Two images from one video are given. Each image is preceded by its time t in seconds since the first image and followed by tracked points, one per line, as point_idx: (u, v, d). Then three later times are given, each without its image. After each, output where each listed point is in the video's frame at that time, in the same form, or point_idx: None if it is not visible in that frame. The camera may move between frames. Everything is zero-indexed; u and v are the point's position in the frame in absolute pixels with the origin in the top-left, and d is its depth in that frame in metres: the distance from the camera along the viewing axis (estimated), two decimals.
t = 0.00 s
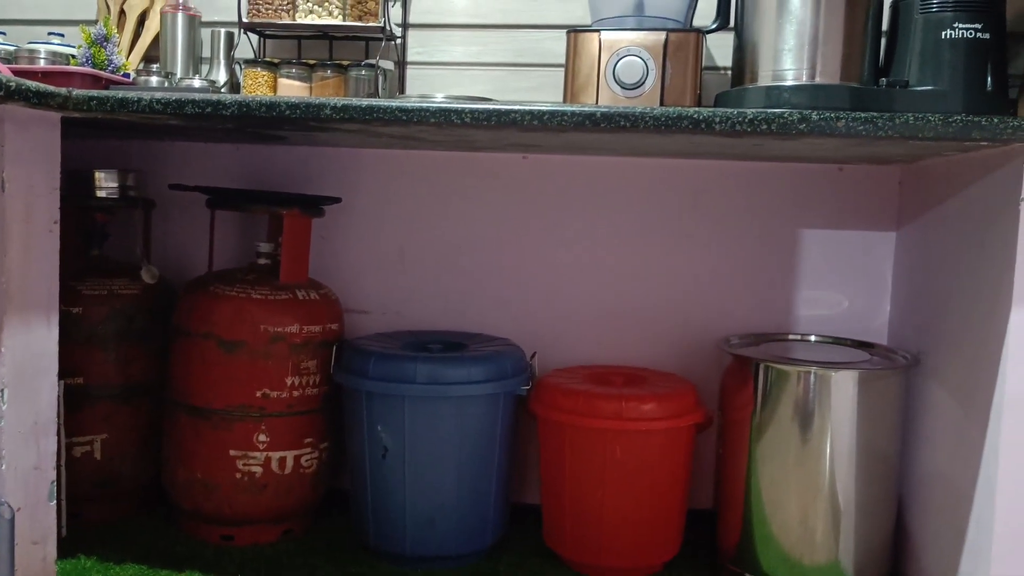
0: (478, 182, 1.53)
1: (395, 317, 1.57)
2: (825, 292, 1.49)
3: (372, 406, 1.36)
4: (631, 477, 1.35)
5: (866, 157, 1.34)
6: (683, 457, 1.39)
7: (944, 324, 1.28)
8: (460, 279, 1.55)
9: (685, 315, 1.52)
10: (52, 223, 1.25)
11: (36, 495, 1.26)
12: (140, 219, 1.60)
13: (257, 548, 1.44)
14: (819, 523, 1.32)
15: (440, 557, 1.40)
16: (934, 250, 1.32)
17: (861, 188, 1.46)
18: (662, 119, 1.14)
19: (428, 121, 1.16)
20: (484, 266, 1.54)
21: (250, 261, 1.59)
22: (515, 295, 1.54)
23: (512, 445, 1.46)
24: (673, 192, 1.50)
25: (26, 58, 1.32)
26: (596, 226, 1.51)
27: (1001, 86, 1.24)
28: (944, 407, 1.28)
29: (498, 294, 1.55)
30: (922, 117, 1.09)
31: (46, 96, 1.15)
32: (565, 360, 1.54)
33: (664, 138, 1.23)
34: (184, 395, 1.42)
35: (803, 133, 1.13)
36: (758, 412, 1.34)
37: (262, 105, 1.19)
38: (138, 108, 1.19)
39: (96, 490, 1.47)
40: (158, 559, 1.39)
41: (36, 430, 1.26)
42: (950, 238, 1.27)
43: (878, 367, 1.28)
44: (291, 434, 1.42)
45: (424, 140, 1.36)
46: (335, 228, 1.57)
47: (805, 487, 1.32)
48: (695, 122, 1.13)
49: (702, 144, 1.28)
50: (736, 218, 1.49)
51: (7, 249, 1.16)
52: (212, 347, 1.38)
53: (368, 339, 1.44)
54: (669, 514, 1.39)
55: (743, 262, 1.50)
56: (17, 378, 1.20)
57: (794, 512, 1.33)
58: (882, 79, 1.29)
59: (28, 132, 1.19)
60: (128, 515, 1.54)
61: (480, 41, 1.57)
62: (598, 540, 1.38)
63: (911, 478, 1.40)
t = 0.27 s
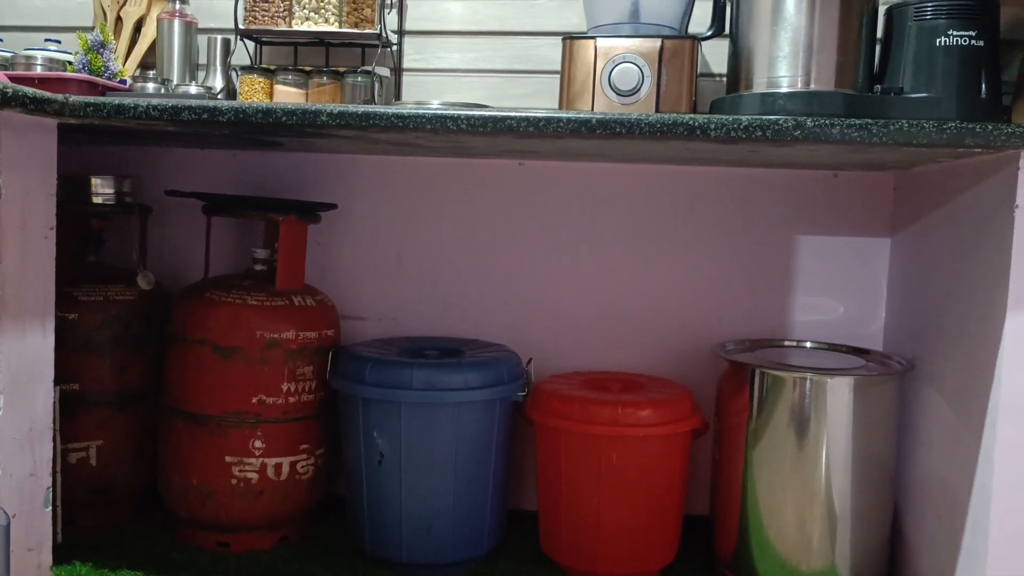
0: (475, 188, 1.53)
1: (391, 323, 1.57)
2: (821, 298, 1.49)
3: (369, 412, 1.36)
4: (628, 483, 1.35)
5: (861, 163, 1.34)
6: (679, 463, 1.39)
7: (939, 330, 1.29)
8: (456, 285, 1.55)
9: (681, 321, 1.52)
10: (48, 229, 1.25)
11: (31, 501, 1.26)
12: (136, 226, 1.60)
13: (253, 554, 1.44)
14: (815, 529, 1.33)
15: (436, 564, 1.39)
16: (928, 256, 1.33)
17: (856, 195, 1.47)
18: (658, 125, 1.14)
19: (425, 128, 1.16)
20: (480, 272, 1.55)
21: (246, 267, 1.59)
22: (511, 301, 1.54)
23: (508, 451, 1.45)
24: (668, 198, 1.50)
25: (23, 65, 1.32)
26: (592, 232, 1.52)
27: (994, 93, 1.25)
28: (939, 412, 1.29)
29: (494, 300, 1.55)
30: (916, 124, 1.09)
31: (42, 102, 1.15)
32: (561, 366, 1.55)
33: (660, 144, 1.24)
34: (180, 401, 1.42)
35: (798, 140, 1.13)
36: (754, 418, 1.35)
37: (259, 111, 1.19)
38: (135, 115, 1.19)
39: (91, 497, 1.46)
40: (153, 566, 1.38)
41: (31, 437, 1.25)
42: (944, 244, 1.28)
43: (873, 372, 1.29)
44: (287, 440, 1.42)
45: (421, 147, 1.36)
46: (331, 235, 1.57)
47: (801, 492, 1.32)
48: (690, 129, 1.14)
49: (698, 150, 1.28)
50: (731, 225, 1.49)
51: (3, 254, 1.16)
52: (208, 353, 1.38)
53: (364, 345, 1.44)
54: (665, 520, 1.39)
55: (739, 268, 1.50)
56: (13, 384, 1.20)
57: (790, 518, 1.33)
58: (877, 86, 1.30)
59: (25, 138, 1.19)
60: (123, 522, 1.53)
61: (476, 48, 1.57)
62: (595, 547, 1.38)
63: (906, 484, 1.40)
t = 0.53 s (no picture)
0: (475, 194, 1.53)
1: (391, 329, 1.57)
2: (822, 304, 1.49)
3: (369, 418, 1.35)
4: (628, 490, 1.34)
5: (861, 170, 1.34)
6: (680, 470, 1.38)
7: (941, 337, 1.28)
8: (456, 291, 1.55)
9: (682, 327, 1.51)
10: (48, 235, 1.25)
11: (29, 508, 1.25)
12: (136, 232, 1.60)
13: (252, 561, 1.43)
14: (817, 536, 1.32)
15: (436, 571, 1.39)
16: (930, 263, 1.33)
17: (857, 201, 1.46)
18: (659, 132, 1.14)
19: (426, 134, 1.16)
20: (481, 278, 1.54)
21: (246, 273, 1.59)
22: (511, 307, 1.54)
23: (508, 458, 1.45)
24: (669, 204, 1.50)
25: (23, 69, 1.31)
26: (593, 238, 1.51)
27: (996, 100, 1.25)
28: (940, 419, 1.28)
29: (495, 306, 1.54)
30: (918, 130, 1.09)
31: (43, 108, 1.14)
32: (562, 372, 1.54)
33: (661, 150, 1.23)
34: (179, 407, 1.41)
35: (799, 147, 1.13)
36: (755, 425, 1.34)
37: (259, 117, 1.18)
38: (136, 121, 1.18)
39: (89, 503, 1.45)
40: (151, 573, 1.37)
41: (30, 443, 1.25)
42: (946, 250, 1.27)
43: (874, 379, 1.28)
44: (287, 447, 1.41)
45: (422, 152, 1.36)
46: (331, 241, 1.57)
47: (802, 499, 1.32)
48: (692, 135, 1.13)
49: (699, 156, 1.28)
50: (732, 231, 1.49)
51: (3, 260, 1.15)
52: (208, 359, 1.37)
53: (364, 351, 1.43)
54: (666, 527, 1.39)
55: (740, 274, 1.50)
56: (12, 390, 1.19)
57: (792, 525, 1.33)
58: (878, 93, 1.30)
59: (25, 143, 1.19)
60: (121, 529, 1.53)
61: (476, 53, 1.57)
62: (595, 554, 1.37)
63: (908, 490, 1.40)
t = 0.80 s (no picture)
0: (476, 196, 1.53)
1: (392, 331, 1.57)
2: (823, 307, 1.49)
3: (370, 421, 1.35)
4: (630, 493, 1.34)
5: (863, 172, 1.34)
6: (682, 473, 1.38)
7: (943, 339, 1.28)
8: (457, 293, 1.55)
9: (684, 330, 1.51)
10: (49, 238, 1.24)
11: (30, 511, 1.25)
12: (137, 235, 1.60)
13: (253, 564, 1.43)
14: (819, 539, 1.32)
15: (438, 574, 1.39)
16: (932, 265, 1.32)
17: (859, 203, 1.46)
18: (662, 134, 1.13)
19: (428, 136, 1.16)
20: (482, 280, 1.54)
21: (247, 276, 1.59)
22: (513, 309, 1.54)
23: (510, 460, 1.45)
24: (671, 206, 1.50)
25: (23, 72, 1.32)
26: (594, 241, 1.51)
27: (998, 102, 1.25)
28: (943, 422, 1.28)
29: (496, 308, 1.54)
30: (921, 133, 1.09)
31: (44, 109, 1.14)
32: (563, 375, 1.54)
33: (663, 152, 1.23)
34: (180, 410, 1.41)
35: (801, 149, 1.13)
36: (758, 427, 1.34)
37: (261, 119, 1.18)
38: (137, 123, 1.18)
39: (90, 507, 1.45)
40: None
41: (32, 446, 1.25)
42: (948, 253, 1.27)
43: (877, 382, 1.28)
44: (288, 450, 1.41)
45: (423, 155, 1.36)
46: (332, 243, 1.57)
47: (805, 502, 1.32)
48: (694, 137, 1.13)
49: (701, 159, 1.28)
50: (734, 233, 1.49)
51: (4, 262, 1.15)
52: (209, 362, 1.37)
53: (366, 354, 1.43)
54: (668, 530, 1.39)
55: (742, 277, 1.50)
56: (13, 393, 1.19)
57: (794, 527, 1.33)
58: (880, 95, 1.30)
59: (26, 145, 1.18)
60: (122, 532, 1.52)
61: (478, 56, 1.57)
62: (597, 556, 1.37)
63: (910, 493, 1.39)
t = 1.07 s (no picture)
0: (478, 199, 1.53)
1: (394, 335, 1.57)
2: (825, 310, 1.49)
3: (372, 425, 1.35)
4: (632, 497, 1.34)
5: (866, 176, 1.34)
6: (684, 476, 1.38)
7: (945, 343, 1.28)
8: (459, 297, 1.55)
9: (686, 333, 1.51)
10: (50, 241, 1.24)
11: (32, 515, 1.24)
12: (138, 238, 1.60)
13: (255, 568, 1.42)
14: (821, 543, 1.32)
15: None
16: (934, 269, 1.32)
17: (860, 207, 1.46)
18: (665, 138, 1.13)
19: (430, 140, 1.15)
20: (483, 283, 1.54)
21: (248, 279, 1.59)
22: (514, 312, 1.54)
23: (512, 464, 1.45)
24: (672, 210, 1.50)
25: (25, 75, 1.32)
26: (596, 244, 1.51)
27: (1000, 105, 1.25)
28: (945, 426, 1.28)
29: (498, 312, 1.54)
30: (924, 137, 1.09)
31: (45, 113, 1.14)
32: (565, 378, 1.54)
33: (666, 156, 1.23)
34: (182, 413, 1.41)
35: (804, 153, 1.12)
36: (760, 432, 1.34)
37: (263, 122, 1.18)
38: (139, 126, 1.18)
39: (91, 510, 1.45)
40: None
41: (33, 449, 1.24)
42: (950, 256, 1.27)
43: (879, 386, 1.28)
44: (290, 453, 1.41)
45: (426, 159, 1.36)
46: (334, 246, 1.57)
47: (807, 506, 1.31)
48: (697, 141, 1.13)
49: (703, 163, 1.28)
50: (736, 237, 1.49)
51: (5, 265, 1.15)
52: (211, 365, 1.37)
53: (367, 358, 1.43)
54: (669, 534, 1.38)
55: (744, 281, 1.50)
56: (14, 396, 1.19)
57: (796, 532, 1.32)
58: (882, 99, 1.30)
59: (28, 148, 1.18)
60: (123, 536, 1.52)
61: (479, 59, 1.57)
62: (599, 560, 1.37)
63: (912, 497, 1.39)
